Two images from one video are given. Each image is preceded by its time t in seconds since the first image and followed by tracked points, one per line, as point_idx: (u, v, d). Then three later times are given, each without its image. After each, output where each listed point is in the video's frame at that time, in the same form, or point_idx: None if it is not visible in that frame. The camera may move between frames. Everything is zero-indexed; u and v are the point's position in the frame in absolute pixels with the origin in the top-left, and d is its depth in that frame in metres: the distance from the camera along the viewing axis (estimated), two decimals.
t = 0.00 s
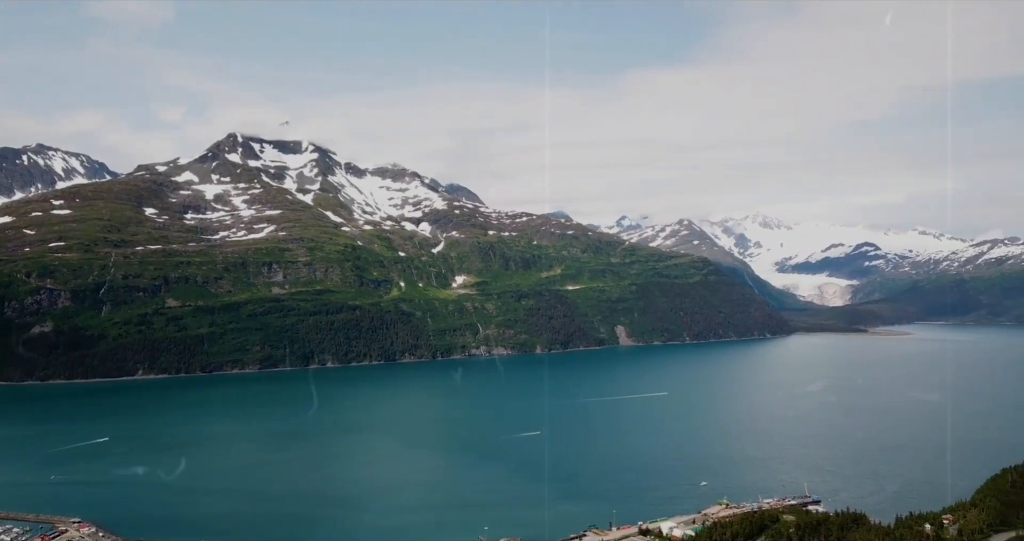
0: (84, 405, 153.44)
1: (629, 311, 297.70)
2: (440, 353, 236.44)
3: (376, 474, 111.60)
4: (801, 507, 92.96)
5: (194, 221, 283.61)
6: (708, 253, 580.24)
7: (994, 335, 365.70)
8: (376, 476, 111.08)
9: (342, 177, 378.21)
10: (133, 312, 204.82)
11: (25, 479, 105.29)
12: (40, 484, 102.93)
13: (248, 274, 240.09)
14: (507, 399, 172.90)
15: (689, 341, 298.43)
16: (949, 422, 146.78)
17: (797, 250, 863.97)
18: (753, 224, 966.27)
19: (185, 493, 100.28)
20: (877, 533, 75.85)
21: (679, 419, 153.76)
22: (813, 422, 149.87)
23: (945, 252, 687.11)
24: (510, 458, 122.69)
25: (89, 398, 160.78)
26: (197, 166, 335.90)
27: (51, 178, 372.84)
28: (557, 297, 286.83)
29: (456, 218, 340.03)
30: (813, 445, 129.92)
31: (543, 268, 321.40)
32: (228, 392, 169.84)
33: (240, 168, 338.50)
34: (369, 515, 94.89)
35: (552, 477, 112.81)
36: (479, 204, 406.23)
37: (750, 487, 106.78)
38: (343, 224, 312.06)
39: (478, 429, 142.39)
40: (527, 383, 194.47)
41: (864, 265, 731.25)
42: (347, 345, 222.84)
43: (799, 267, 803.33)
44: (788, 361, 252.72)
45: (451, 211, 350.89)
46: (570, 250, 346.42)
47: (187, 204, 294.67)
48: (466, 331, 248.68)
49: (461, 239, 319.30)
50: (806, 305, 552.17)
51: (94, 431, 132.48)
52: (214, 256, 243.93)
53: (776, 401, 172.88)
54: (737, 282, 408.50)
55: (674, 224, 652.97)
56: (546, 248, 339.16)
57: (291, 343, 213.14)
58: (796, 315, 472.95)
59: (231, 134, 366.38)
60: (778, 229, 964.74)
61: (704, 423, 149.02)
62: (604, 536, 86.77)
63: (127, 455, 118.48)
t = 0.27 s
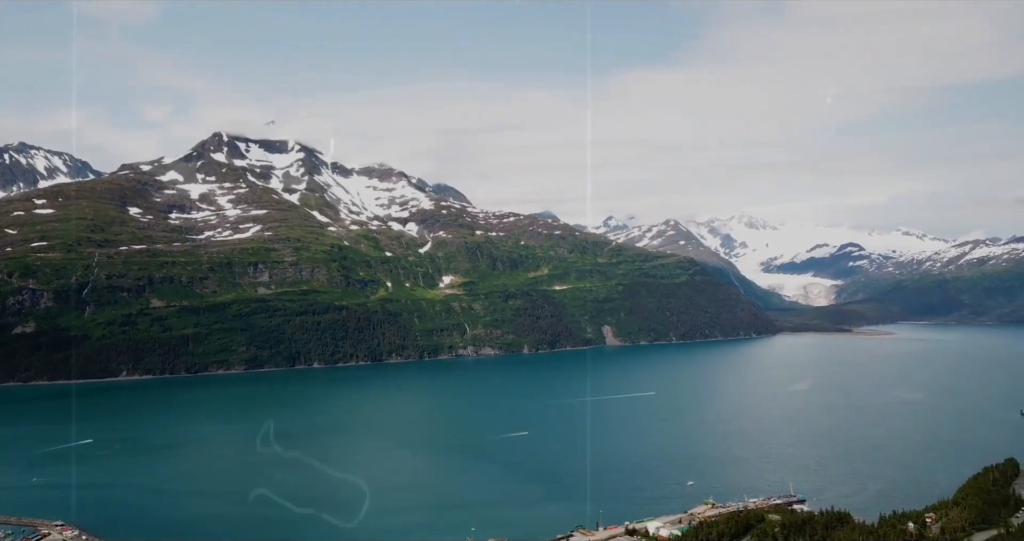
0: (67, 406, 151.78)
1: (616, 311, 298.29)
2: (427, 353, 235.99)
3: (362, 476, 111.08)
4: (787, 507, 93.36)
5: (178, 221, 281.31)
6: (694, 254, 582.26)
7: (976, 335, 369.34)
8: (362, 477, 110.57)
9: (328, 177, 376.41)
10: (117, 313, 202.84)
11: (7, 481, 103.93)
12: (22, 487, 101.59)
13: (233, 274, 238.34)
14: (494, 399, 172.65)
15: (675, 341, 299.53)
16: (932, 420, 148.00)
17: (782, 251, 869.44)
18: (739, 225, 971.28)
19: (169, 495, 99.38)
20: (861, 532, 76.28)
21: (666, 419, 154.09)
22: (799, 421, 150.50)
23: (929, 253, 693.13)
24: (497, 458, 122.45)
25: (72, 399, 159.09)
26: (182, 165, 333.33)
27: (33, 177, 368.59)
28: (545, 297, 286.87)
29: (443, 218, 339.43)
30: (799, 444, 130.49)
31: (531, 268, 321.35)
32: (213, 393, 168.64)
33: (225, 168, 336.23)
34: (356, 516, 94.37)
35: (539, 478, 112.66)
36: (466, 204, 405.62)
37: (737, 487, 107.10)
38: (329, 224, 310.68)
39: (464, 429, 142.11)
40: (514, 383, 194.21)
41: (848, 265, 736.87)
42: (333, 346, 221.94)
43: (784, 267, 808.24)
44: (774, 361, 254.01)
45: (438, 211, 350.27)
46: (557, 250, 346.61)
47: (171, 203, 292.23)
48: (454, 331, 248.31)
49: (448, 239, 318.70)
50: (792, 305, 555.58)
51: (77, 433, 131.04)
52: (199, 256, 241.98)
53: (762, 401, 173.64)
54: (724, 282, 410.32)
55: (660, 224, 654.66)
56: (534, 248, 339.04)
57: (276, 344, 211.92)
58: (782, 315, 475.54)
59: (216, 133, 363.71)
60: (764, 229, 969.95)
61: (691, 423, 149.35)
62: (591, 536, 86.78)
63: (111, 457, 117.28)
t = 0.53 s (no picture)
0: (51, 408, 150.46)
1: (603, 311, 299.08)
2: (414, 353, 235.69)
3: (350, 477, 110.76)
4: (773, 506, 93.89)
5: (164, 221, 279.43)
6: (681, 254, 584.48)
7: (959, 334, 372.83)
8: (349, 478, 110.26)
9: (315, 176, 374.85)
10: (101, 313, 201.23)
11: None
12: (5, 490, 100.53)
13: (220, 275, 236.95)
14: (481, 399, 172.54)
15: (662, 341, 300.87)
16: (915, 420, 149.15)
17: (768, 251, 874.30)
18: (725, 225, 975.85)
19: (156, 497, 98.83)
20: (846, 530, 76.89)
21: (653, 419, 154.46)
22: (785, 420, 151.30)
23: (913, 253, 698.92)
24: (485, 459, 122.37)
25: (56, 401, 157.76)
26: (168, 164, 330.95)
27: (16, 177, 364.69)
28: (533, 297, 287.03)
29: (431, 218, 339.02)
30: (785, 444, 131.13)
31: (518, 268, 321.42)
32: (200, 394, 167.73)
33: (211, 167, 334.20)
34: (343, 517, 94.05)
35: (526, 478, 112.67)
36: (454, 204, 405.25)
37: (723, 487, 107.51)
38: (316, 224, 309.52)
39: (452, 430, 141.84)
40: (501, 384, 194.06)
41: (833, 265, 742.12)
42: (320, 346, 221.24)
43: (770, 267, 812.79)
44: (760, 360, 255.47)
45: (426, 211, 349.83)
46: (545, 250, 346.87)
47: (157, 203, 290.21)
48: (442, 331, 248.17)
49: (436, 239, 318.30)
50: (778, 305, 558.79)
51: (62, 435, 130.05)
52: (185, 256, 240.39)
53: (749, 401, 174.50)
54: (710, 282, 412.08)
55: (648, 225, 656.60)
56: (522, 249, 339.10)
57: (263, 344, 211.01)
58: (768, 315, 478.13)
59: (203, 131, 361.29)
60: (750, 230, 974.57)
61: (678, 423, 149.83)
62: (579, 536, 86.90)
63: (96, 459, 116.31)
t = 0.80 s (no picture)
0: (31, 410, 148.58)
1: (589, 311, 299.60)
2: (399, 354, 235.07)
3: (334, 478, 110.15)
4: (757, 506, 94.26)
5: (146, 220, 276.91)
6: (666, 254, 586.71)
7: (940, 334, 376.54)
8: (334, 479, 109.64)
9: (300, 176, 372.73)
10: (83, 314, 199.02)
11: None
12: None
13: (203, 275, 234.99)
14: (467, 400, 172.16)
15: (647, 341, 301.89)
16: (897, 419, 150.36)
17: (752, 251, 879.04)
18: (709, 225, 980.28)
19: (137, 500, 97.79)
20: (830, 529, 77.39)
21: (638, 419, 154.65)
22: (768, 420, 152.04)
23: (895, 253, 705.60)
24: (470, 460, 122.05)
25: (37, 402, 155.83)
26: (150, 164, 327.95)
27: None
28: (519, 297, 286.91)
29: (417, 218, 338.10)
30: (769, 443, 131.70)
31: (504, 269, 321.11)
32: (183, 395, 166.31)
33: (195, 167, 331.43)
34: (327, 519, 93.47)
35: (512, 479, 112.44)
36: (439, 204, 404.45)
37: (708, 486, 107.80)
38: (301, 224, 307.74)
39: (436, 431, 141.34)
40: (486, 384, 193.70)
41: (816, 265, 747.52)
42: (304, 347, 220.15)
43: (754, 267, 817.15)
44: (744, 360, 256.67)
45: (411, 210, 348.97)
46: (531, 250, 347.02)
47: (139, 202, 287.51)
48: (427, 331, 247.62)
49: (422, 239, 317.44)
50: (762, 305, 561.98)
51: (41, 437, 128.48)
52: (168, 256, 238.24)
53: (733, 400, 175.27)
54: (695, 283, 413.80)
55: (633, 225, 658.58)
56: (507, 249, 338.74)
57: (247, 345, 209.56)
58: (752, 315, 480.64)
59: (186, 130, 358.17)
60: (735, 230, 980.05)
61: (663, 423, 150.20)
62: (564, 536, 86.85)
63: (77, 461, 114.93)
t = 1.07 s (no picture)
0: (14, 411, 147.13)
1: (576, 311, 300.20)
2: (387, 354, 234.50)
3: (321, 479, 109.64)
4: (743, 505, 94.61)
5: (131, 220, 274.91)
6: (653, 254, 588.59)
7: (924, 334, 379.95)
8: (320, 481, 109.12)
9: (287, 175, 371.04)
10: (66, 314, 197.33)
11: None
12: None
13: (188, 275, 233.49)
14: (455, 401, 171.83)
15: (634, 341, 302.81)
16: (881, 418, 151.39)
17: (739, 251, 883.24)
18: (696, 225, 984.57)
19: (121, 502, 96.93)
20: (814, 528, 77.95)
21: (625, 419, 154.97)
22: (755, 419, 152.51)
23: (879, 253, 711.24)
24: (456, 461, 121.78)
25: (19, 404, 154.36)
26: (135, 163, 325.19)
27: None
28: (507, 297, 286.95)
29: (404, 218, 337.45)
30: (756, 443, 132.04)
31: (492, 269, 320.93)
32: (168, 396, 165.12)
33: (180, 166, 329.30)
34: (314, 521, 93.06)
35: (499, 479, 112.28)
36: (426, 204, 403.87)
37: (695, 486, 108.19)
38: (288, 224, 306.27)
39: (423, 432, 140.89)
40: (474, 385, 193.43)
41: (802, 265, 752.33)
42: (291, 347, 219.21)
43: (740, 268, 821.07)
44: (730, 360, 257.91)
45: (399, 210, 348.25)
46: (519, 250, 347.05)
47: (123, 202, 285.46)
48: (415, 332, 247.25)
49: (409, 239, 316.81)
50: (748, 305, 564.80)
51: (24, 439, 127.12)
52: (153, 256, 236.51)
53: (720, 400, 175.85)
54: (682, 283, 415.39)
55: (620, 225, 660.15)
56: (495, 249, 338.52)
57: (233, 345, 208.39)
58: (739, 315, 482.98)
59: (171, 129, 355.30)
60: (721, 230, 984.73)
61: (650, 423, 150.52)
62: (551, 537, 86.92)
63: (61, 463, 113.98)
